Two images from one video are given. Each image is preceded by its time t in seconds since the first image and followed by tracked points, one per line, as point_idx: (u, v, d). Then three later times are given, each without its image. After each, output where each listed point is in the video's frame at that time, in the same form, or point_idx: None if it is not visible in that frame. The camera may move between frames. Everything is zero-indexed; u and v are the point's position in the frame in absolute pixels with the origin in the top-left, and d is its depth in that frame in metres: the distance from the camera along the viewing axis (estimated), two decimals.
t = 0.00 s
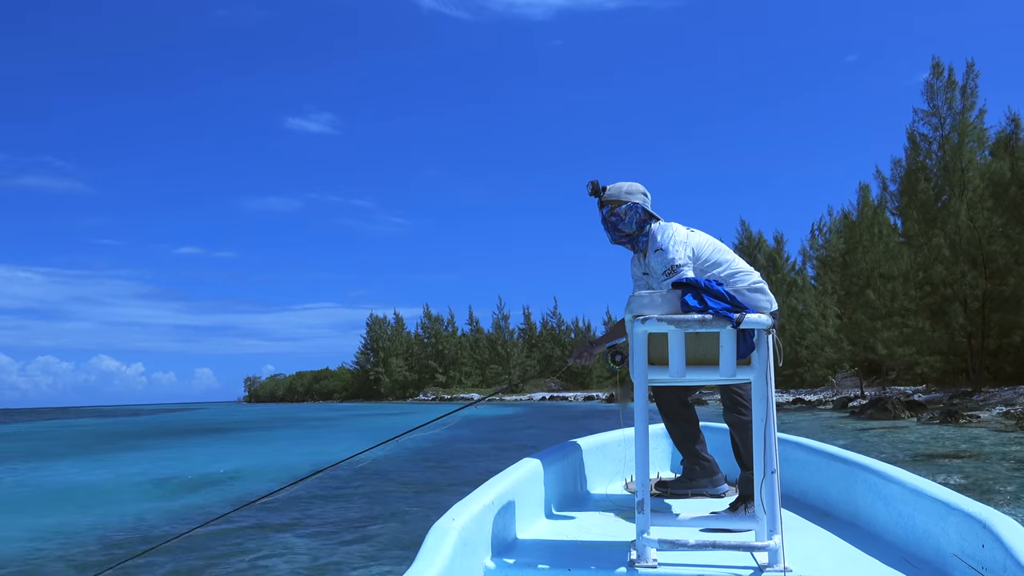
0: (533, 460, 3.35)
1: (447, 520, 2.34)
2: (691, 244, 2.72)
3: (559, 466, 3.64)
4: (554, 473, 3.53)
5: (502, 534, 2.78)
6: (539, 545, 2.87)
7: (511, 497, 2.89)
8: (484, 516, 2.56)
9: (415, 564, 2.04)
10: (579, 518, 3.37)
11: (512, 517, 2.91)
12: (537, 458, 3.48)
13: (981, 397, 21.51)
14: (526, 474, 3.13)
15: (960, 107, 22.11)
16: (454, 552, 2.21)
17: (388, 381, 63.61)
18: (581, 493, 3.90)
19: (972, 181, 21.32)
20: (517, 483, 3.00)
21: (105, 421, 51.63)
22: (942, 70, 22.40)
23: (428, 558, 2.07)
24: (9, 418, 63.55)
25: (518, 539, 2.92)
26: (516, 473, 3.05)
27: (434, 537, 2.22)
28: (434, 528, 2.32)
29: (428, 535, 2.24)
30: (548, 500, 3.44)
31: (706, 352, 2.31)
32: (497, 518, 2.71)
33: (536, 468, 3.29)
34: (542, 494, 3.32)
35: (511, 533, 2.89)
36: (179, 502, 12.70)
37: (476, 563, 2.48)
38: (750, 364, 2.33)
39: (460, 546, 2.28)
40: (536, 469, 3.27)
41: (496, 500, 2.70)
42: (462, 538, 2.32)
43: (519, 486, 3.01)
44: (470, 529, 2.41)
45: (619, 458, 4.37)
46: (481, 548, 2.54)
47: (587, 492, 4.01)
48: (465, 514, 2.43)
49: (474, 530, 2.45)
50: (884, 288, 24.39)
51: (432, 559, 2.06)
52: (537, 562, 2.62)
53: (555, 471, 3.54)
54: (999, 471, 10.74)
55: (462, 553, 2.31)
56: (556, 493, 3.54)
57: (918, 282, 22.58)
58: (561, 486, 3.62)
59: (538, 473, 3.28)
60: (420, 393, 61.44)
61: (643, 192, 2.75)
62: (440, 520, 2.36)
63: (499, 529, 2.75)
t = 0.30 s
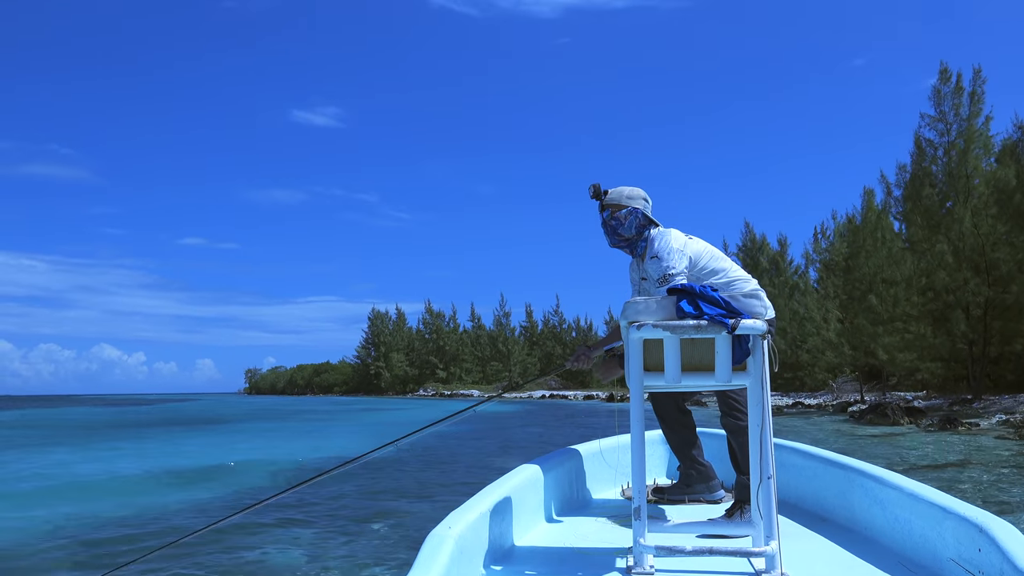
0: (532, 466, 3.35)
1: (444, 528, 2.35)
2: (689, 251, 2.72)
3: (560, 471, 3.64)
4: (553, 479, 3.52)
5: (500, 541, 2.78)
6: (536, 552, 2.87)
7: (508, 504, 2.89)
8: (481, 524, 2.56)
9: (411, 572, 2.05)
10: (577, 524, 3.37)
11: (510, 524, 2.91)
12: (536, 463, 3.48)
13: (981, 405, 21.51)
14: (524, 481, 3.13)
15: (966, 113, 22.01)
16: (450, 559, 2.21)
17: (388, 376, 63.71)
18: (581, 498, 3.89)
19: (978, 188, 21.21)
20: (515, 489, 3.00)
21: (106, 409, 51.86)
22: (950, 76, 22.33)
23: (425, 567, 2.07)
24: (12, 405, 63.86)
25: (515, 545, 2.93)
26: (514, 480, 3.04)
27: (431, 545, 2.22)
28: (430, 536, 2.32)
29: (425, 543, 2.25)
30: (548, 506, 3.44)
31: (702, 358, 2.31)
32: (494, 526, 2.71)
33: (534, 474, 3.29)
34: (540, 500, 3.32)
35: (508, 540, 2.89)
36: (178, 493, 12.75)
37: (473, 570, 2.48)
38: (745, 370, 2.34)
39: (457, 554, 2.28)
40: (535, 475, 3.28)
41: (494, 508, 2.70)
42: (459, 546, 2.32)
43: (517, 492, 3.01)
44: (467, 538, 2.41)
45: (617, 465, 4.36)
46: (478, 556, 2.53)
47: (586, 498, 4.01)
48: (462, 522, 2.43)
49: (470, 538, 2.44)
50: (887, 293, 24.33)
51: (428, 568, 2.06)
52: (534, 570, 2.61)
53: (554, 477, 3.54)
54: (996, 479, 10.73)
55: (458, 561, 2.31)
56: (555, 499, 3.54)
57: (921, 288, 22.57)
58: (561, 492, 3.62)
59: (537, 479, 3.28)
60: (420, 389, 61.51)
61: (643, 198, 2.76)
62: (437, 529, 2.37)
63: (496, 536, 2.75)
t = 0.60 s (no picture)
0: (529, 466, 3.38)
1: (440, 530, 2.36)
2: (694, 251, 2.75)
3: (558, 471, 3.66)
4: (551, 480, 3.55)
5: (495, 541, 2.81)
6: (531, 553, 2.90)
7: (505, 503, 2.92)
8: (476, 525, 2.58)
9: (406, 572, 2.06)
10: (574, 525, 3.39)
11: (506, 523, 2.94)
12: (535, 463, 3.51)
13: (983, 417, 21.45)
14: (520, 482, 3.15)
15: (980, 124, 21.83)
16: (445, 561, 2.23)
17: (392, 368, 63.84)
18: (578, 499, 3.91)
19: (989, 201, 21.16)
20: (511, 490, 3.02)
21: (110, 392, 52.22)
22: (965, 85, 22.19)
23: (420, 568, 2.09)
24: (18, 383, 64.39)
25: (510, 546, 2.95)
26: (509, 480, 3.07)
27: (427, 546, 2.24)
28: (426, 536, 2.34)
29: (421, 544, 2.26)
30: (545, 507, 3.47)
31: (697, 359, 2.34)
32: (490, 525, 2.73)
33: (530, 475, 3.30)
34: (537, 500, 3.35)
35: (504, 540, 2.91)
36: (179, 477, 12.83)
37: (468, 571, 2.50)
38: (740, 370, 2.36)
39: (453, 556, 2.30)
40: (532, 475, 3.31)
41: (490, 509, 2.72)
42: (455, 546, 2.34)
43: (513, 492, 3.04)
44: (463, 539, 2.44)
45: (613, 465, 4.39)
46: (473, 556, 2.55)
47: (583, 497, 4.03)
48: (458, 523, 2.45)
49: (466, 539, 2.46)
50: (895, 302, 24.39)
51: (424, 570, 2.08)
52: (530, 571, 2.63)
53: (552, 477, 3.56)
54: (994, 491, 10.71)
55: (454, 563, 2.32)
56: (553, 499, 3.56)
57: (927, 297, 22.45)
58: (559, 492, 3.65)
59: (534, 479, 3.31)
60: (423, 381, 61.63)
61: (651, 196, 2.78)
62: (433, 529, 2.39)
63: (492, 536, 2.78)
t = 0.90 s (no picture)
0: (528, 460, 3.39)
1: (438, 524, 2.37)
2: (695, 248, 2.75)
3: (558, 464, 3.67)
4: (550, 474, 3.55)
5: (493, 535, 2.82)
6: (529, 547, 2.91)
7: (503, 496, 2.93)
8: (474, 519, 2.59)
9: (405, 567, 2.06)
10: (573, 519, 3.40)
11: (504, 517, 2.95)
12: (534, 456, 3.53)
13: (988, 425, 21.36)
14: (518, 476, 3.15)
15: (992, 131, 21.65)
16: (444, 554, 2.24)
17: (396, 364, 63.94)
18: (577, 494, 3.92)
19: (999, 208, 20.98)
20: (509, 485, 3.03)
21: (117, 380, 52.55)
22: (977, 91, 22.03)
23: (420, 563, 2.10)
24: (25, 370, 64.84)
25: (509, 539, 2.97)
26: (507, 474, 3.07)
27: (425, 540, 2.25)
28: (424, 530, 2.35)
29: (419, 538, 2.27)
30: (544, 500, 3.48)
31: (697, 354, 2.35)
32: (487, 519, 2.74)
33: (528, 469, 3.30)
34: (536, 494, 3.36)
35: (502, 533, 2.93)
36: (181, 465, 12.90)
37: (466, 565, 2.50)
38: (739, 366, 2.37)
39: (451, 550, 2.31)
40: (531, 469, 3.32)
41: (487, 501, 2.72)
42: (453, 541, 2.35)
43: (511, 486, 3.05)
44: (461, 533, 2.45)
45: (612, 459, 4.41)
46: (471, 550, 2.56)
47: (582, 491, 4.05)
48: (456, 517, 2.46)
49: (465, 532, 2.48)
50: (900, 308, 24.58)
51: (423, 564, 2.10)
52: (528, 565, 2.64)
53: (551, 471, 3.56)
54: (998, 500, 10.65)
55: (452, 557, 2.33)
56: (552, 492, 3.57)
57: (935, 305, 22.37)
58: (558, 486, 3.65)
59: (532, 473, 3.32)
60: (427, 378, 61.68)
61: (654, 192, 2.78)
62: (431, 523, 2.39)
63: (490, 529, 2.79)
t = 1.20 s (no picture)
0: (530, 453, 3.40)
1: (440, 515, 2.38)
2: (695, 241, 2.75)
3: (560, 458, 3.68)
4: (551, 465, 3.55)
5: (495, 527, 2.82)
6: (531, 538, 2.91)
7: (505, 488, 2.94)
8: (476, 511, 2.59)
9: (406, 560, 2.07)
10: (576, 511, 3.40)
11: (506, 509, 2.95)
12: (536, 449, 3.53)
13: (995, 426, 21.29)
14: (519, 468, 3.14)
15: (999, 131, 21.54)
16: (447, 546, 2.24)
17: (402, 363, 64.02)
18: (579, 486, 3.92)
19: (1006, 208, 20.79)
20: (511, 477, 3.02)
21: (125, 379, 52.88)
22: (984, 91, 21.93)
23: (422, 554, 2.10)
24: (33, 368, 65.28)
25: (511, 532, 2.98)
26: (508, 466, 3.06)
27: (428, 532, 2.25)
28: (427, 522, 2.35)
29: (422, 530, 2.28)
30: (547, 492, 3.48)
31: (699, 347, 2.35)
32: (489, 511, 2.74)
33: (529, 461, 3.30)
34: (538, 486, 3.36)
35: (505, 526, 2.93)
36: (187, 462, 12.95)
37: (468, 556, 2.50)
38: (742, 359, 2.37)
39: (453, 542, 2.31)
40: (533, 462, 3.32)
41: (489, 493, 2.73)
42: (455, 532, 2.35)
43: (513, 478, 3.06)
44: (463, 525, 2.45)
45: (614, 451, 4.42)
46: (473, 542, 2.56)
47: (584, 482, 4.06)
48: (458, 509, 2.46)
49: (467, 524, 2.48)
50: (906, 309, 24.64)
51: (426, 555, 2.10)
52: (530, 556, 2.64)
53: (553, 464, 3.56)
54: (1004, 501, 10.60)
55: (455, 548, 2.34)
56: (554, 485, 3.58)
57: (942, 305, 22.29)
58: (560, 479, 3.66)
59: (534, 465, 3.33)
60: (432, 378, 61.75)
61: (655, 184, 2.79)
62: (433, 515, 2.40)
63: (493, 521, 2.80)
